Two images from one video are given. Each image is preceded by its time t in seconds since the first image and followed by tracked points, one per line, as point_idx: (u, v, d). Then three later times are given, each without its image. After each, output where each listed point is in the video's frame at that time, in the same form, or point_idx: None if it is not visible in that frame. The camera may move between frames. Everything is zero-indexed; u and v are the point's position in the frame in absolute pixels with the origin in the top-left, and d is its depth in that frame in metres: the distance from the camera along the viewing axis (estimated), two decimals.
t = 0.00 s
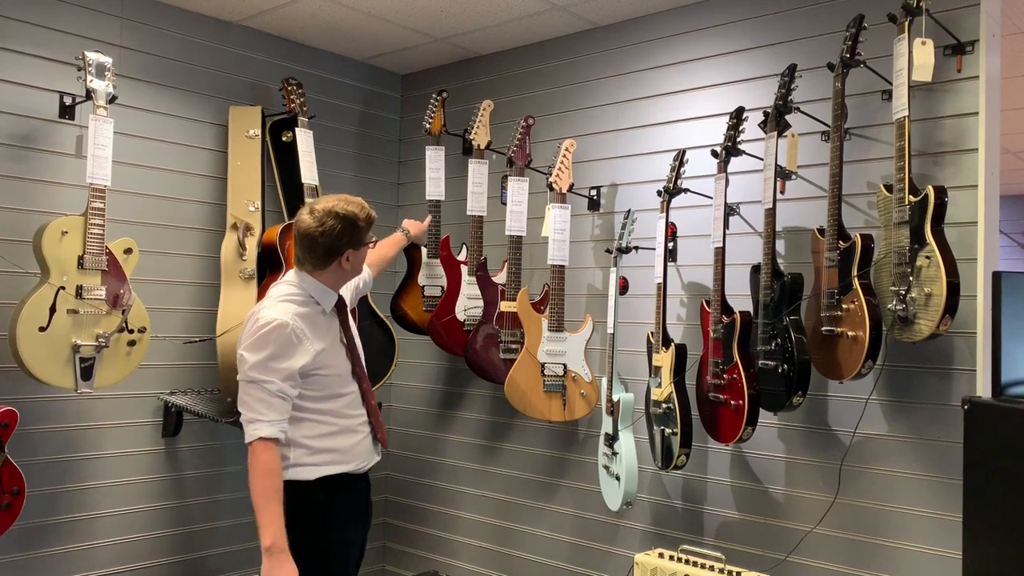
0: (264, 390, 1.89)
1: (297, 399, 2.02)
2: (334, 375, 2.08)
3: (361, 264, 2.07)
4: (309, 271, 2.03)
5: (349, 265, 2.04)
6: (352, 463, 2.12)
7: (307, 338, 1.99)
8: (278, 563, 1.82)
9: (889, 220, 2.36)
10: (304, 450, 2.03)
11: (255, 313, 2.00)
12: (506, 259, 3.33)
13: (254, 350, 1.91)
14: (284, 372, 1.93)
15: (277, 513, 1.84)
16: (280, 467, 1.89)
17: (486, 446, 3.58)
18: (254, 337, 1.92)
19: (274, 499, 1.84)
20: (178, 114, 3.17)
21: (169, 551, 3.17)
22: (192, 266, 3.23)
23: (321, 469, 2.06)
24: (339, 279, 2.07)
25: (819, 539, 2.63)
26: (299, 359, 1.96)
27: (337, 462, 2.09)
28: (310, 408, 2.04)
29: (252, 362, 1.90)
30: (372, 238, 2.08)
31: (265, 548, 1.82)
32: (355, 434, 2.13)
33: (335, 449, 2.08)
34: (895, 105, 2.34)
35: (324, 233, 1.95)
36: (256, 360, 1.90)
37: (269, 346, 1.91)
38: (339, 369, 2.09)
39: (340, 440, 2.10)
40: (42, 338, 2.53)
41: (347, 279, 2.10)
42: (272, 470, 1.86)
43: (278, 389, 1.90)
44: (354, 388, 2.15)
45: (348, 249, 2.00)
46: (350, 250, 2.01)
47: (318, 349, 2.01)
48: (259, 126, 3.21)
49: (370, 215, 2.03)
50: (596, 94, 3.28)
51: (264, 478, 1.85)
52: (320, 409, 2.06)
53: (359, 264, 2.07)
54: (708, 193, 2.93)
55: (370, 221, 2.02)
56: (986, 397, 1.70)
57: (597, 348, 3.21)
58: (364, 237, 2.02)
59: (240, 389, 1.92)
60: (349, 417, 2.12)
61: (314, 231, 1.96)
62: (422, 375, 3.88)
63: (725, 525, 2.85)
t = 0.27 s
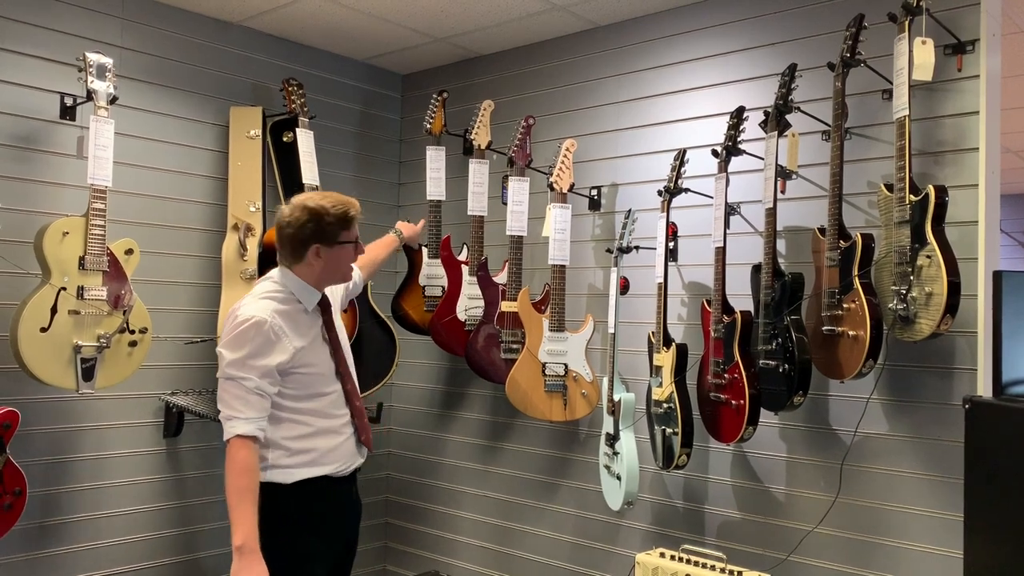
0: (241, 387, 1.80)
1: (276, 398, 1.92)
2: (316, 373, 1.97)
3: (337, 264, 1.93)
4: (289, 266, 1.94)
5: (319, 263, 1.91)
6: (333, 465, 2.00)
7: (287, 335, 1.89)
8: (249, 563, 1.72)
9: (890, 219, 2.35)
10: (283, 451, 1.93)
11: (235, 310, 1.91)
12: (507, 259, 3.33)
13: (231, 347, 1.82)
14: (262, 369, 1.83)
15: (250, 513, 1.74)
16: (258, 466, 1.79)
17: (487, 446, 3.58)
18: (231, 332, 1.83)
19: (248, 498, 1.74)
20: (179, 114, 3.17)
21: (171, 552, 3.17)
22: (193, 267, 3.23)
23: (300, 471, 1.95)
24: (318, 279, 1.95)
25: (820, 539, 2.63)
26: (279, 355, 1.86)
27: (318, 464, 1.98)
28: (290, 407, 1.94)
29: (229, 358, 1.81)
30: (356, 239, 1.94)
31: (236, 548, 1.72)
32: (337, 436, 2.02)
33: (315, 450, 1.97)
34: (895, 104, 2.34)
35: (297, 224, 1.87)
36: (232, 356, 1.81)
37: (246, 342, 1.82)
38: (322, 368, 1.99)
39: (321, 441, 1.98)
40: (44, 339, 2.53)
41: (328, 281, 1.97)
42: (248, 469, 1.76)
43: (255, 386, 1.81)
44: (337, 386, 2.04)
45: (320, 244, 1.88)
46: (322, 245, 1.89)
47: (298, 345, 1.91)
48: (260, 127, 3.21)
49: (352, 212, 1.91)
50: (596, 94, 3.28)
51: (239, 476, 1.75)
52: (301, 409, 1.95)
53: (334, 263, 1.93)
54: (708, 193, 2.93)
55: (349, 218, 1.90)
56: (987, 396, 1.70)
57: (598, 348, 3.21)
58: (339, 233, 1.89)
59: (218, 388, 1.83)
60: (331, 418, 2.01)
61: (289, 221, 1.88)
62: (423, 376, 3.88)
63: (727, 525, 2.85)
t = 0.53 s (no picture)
0: (201, 377, 1.74)
1: (238, 393, 1.88)
2: (279, 370, 1.92)
3: (274, 252, 1.87)
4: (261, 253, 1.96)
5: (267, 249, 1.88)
6: (290, 466, 1.96)
7: (250, 326, 1.83)
8: (217, 553, 1.64)
9: (891, 218, 2.35)
10: (241, 448, 1.90)
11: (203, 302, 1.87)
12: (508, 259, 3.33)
13: (192, 335, 1.76)
14: (223, 359, 1.77)
15: (214, 504, 1.67)
16: (220, 458, 1.73)
17: (488, 445, 3.58)
18: (192, 321, 1.77)
19: (212, 489, 1.67)
20: (179, 114, 3.17)
21: (171, 552, 3.17)
22: (193, 267, 3.23)
23: (255, 470, 1.92)
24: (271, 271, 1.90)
25: (821, 538, 2.63)
26: (240, 345, 1.80)
27: (275, 464, 1.94)
28: (251, 403, 1.90)
29: (191, 346, 1.75)
30: (296, 233, 1.85)
31: (202, 538, 1.64)
32: (298, 437, 1.97)
33: (273, 450, 1.93)
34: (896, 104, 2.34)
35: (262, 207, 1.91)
36: (193, 345, 1.75)
37: (207, 331, 1.76)
38: (286, 366, 1.93)
39: (279, 441, 1.94)
40: (44, 339, 2.53)
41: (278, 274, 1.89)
42: (211, 459, 1.69)
43: (215, 377, 1.75)
44: (303, 387, 1.99)
45: (263, 227, 1.88)
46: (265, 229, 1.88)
47: (262, 338, 1.85)
48: (260, 127, 3.21)
49: (294, 204, 1.84)
50: (597, 93, 3.28)
51: (201, 467, 1.68)
52: (262, 406, 1.91)
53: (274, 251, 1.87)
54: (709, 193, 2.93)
55: (289, 208, 1.84)
56: (987, 396, 1.69)
57: (599, 348, 3.21)
58: (277, 220, 1.85)
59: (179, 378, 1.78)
60: (292, 419, 1.96)
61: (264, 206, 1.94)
62: (424, 376, 3.88)
63: (728, 525, 2.85)
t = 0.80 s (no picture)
0: (165, 371, 1.74)
1: (204, 392, 1.87)
2: (248, 371, 1.91)
3: (256, 250, 1.87)
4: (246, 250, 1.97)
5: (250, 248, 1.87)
6: (253, 470, 1.92)
7: (218, 324, 1.83)
8: (155, 555, 1.62)
9: (892, 219, 2.35)
10: (204, 448, 1.88)
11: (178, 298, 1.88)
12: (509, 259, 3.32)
13: (159, 328, 1.77)
14: (188, 355, 1.77)
15: (163, 502, 1.66)
16: (177, 456, 1.72)
17: (489, 446, 3.58)
18: (161, 315, 1.78)
19: (161, 486, 1.66)
20: (181, 115, 3.18)
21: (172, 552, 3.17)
22: (194, 267, 3.23)
23: (219, 472, 1.89)
24: (253, 270, 1.90)
25: (823, 539, 2.63)
26: (206, 341, 1.80)
27: (237, 466, 1.91)
28: (217, 403, 1.88)
29: (158, 340, 1.75)
30: (280, 233, 1.84)
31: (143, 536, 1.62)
32: (263, 441, 1.94)
33: (236, 452, 1.90)
34: (897, 104, 2.34)
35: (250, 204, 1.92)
36: (159, 339, 1.75)
37: (174, 325, 1.76)
38: (254, 367, 1.92)
39: (243, 444, 1.91)
40: (46, 339, 2.53)
41: (261, 273, 1.89)
42: (165, 456, 1.68)
43: (178, 372, 1.74)
44: (272, 390, 1.96)
45: (247, 224, 1.88)
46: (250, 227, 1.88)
47: (230, 336, 1.85)
48: (261, 128, 3.22)
49: (281, 205, 1.83)
50: (598, 94, 3.28)
51: (154, 463, 1.67)
52: (228, 406, 1.89)
53: (258, 250, 1.86)
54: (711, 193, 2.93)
55: (275, 208, 1.83)
56: (989, 396, 1.69)
57: (600, 348, 3.21)
58: (262, 219, 1.84)
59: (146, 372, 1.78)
60: (258, 421, 1.93)
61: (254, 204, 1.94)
62: (424, 376, 3.88)
63: (729, 525, 2.84)
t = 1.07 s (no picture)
0: (162, 371, 1.75)
1: (203, 392, 1.87)
2: (247, 372, 1.90)
3: (269, 251, 1.86)
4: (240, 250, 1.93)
5: (260, 249, 1.86)
6: (250, 473, 1.91)
7: (217, 324, 1.83)
8: (132, 557, 1.61)
9: (893, 220, 2.35)
10: (203, 450, 1.88)
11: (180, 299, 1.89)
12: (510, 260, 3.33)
13: (157, 329, 1.78)
14: (185, 355, 1.77)
15: (148, 504, 1.65)
16: (169, 458, 1.72)
17: (490, 447, 3.58)
18: (160, 315, 1.80)
19: (147, 488, 1.66)
20: (181, 116, 3.18)
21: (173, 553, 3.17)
22: (195, 268, 3.23)
23: (217, 474, 1.89)
24: (260, 270, 1.89)
25: (824, 540, 2.63)
26: (204, 341, 1.80)
27: (235, 469, 1.90)
28: (215, 405, 1.88)
29: (155, 341, 1.76)
30: (295, 233, 1.85)
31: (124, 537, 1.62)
32: (262, 442, 1.93)
33: (233, 455, 1.90)
34: (899, 105, 2.33)
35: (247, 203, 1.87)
36: (157, 340, 1.77)
37: (171, 325, 1.78)
38: (252, 368, 1.91)
39: (241, 446, 1.91)
40: (47, 341, 2.53)
41: (274, 273, 1.89)
42: (155, 458, 1.69)
43: (174, 373, 1.75)
44: (272, 391, 1.96)
45: (254, 225, 1.84)
46: (257, 228, 1.84)
47: (228, 336, 1.85)
48: (263, 129, 3.22)
49: (296, 205, 1.84)
50: (599, 95, 3.28)
51: (143, 464, 1.68)
52: (227, 408, 1.89)
53: (271, 251, 1.85)
54: (712, 194, 2.93)
55: (291, 209, 1.83)
56: (990, 398, 1.69)
57: (601, 349, 3.21)
58: (276, 220, 1.83)
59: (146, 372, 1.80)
60: (257, 423, 1.93)
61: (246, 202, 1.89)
62: (425, 377, 3.88)
63: (730, 526, 2.84)
